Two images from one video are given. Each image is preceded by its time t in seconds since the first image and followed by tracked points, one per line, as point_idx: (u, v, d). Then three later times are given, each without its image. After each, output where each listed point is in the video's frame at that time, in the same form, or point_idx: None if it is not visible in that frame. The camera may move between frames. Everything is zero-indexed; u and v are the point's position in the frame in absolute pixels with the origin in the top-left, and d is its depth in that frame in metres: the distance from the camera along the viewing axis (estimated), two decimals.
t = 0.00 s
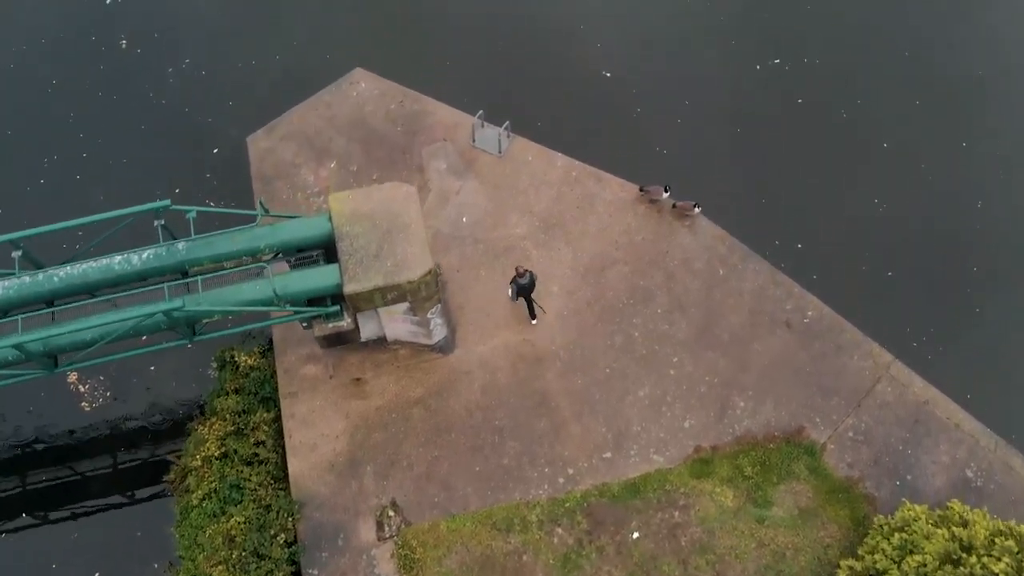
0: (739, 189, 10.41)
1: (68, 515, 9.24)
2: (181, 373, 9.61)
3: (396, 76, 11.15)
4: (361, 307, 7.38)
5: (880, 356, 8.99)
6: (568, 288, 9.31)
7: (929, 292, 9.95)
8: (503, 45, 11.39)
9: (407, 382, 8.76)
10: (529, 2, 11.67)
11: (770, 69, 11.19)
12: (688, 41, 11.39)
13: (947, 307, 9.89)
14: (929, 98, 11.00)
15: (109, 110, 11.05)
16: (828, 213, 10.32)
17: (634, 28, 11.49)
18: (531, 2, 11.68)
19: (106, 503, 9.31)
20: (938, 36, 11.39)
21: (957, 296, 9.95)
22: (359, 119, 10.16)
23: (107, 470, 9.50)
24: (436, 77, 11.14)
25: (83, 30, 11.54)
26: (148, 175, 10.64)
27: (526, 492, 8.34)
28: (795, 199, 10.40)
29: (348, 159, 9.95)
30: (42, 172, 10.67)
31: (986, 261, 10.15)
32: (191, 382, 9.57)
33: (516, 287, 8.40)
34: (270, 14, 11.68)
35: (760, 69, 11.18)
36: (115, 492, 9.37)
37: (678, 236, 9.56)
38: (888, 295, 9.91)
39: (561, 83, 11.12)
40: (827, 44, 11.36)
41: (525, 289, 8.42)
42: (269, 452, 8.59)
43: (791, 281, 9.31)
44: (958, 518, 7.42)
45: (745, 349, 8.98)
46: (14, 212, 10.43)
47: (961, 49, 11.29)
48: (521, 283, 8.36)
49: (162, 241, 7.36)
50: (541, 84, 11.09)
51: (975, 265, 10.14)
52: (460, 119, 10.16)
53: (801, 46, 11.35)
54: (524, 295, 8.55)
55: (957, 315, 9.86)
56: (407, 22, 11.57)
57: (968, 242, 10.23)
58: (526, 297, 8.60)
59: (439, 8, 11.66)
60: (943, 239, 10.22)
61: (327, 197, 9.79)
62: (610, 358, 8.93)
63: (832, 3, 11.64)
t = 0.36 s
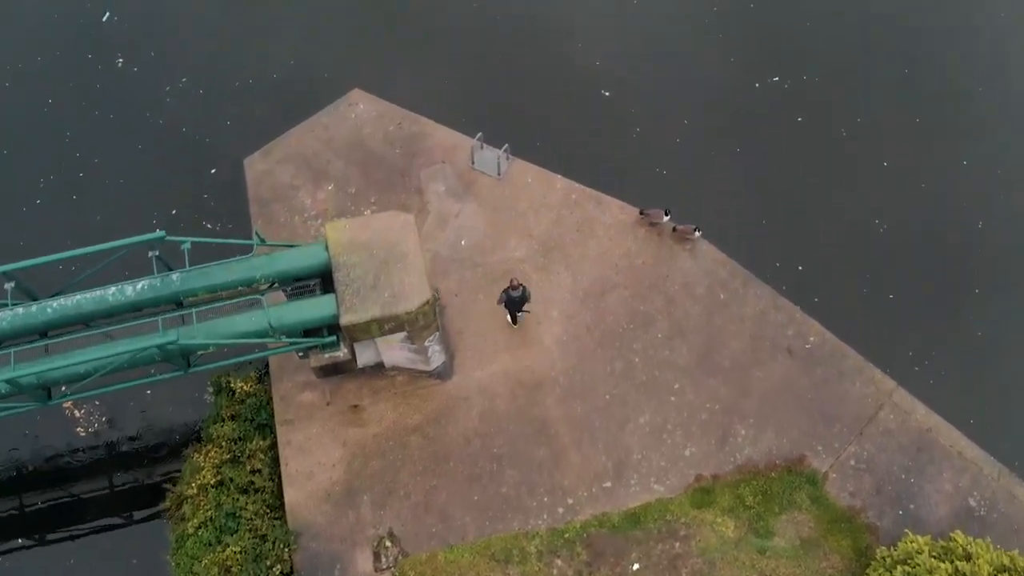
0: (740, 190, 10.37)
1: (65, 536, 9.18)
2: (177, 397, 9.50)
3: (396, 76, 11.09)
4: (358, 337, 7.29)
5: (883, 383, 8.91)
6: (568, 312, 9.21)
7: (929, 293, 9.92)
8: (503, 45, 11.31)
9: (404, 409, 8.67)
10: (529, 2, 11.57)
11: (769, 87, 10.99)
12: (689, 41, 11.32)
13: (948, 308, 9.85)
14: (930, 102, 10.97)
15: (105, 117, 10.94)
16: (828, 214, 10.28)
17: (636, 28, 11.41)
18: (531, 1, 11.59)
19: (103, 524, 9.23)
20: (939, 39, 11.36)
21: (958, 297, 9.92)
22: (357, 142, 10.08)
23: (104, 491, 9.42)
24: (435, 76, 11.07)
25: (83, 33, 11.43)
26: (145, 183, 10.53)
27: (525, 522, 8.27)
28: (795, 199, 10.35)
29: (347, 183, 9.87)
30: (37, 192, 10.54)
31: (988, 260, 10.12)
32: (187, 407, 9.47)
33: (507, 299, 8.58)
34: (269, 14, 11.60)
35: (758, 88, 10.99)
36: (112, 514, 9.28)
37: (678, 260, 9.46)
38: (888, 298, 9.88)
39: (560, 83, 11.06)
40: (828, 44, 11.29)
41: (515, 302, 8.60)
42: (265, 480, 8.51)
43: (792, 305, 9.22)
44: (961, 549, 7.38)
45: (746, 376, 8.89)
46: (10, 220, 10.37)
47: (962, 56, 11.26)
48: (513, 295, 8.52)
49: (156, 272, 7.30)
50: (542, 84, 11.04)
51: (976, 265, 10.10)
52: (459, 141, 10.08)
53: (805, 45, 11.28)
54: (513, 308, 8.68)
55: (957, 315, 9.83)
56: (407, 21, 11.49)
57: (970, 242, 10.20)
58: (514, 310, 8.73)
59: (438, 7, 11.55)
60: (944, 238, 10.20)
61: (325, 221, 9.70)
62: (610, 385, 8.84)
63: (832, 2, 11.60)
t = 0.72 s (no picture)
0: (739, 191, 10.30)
1: (60, 563, 9.02)
2: (172, 430, 9.40)
3: (396, 77, 11.07)
4: (352, 375, 7.18)
5: (887, 417, 8.82)
6: (566, 343, 9.09)
7: (928, 294, 9.77)
8: (504, 46, 11.26)
9: (401, 443, 8.55)
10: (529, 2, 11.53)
11: (768, 110, 10.79)
12: (689, 41, 11.25)
13: (946, 310, 9.71)
14: (930, 104, 10.83)
15: (106, 123, 10.89)
16: (828, 214, 10.17)
17: (635, 27, 11.35)
18: (531, 1, 11.54)
19: (99, 552, 9.04)
20: (939, 38, 11.25)
21: (958, 298, 9.77)
22: (354, 169, 9.97)
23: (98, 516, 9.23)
24: (435, 77, 11.04)
25: (80, 42, 11.29)
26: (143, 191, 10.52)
27: (522, 560, 8.15)
28: (794, 199, 10.24)
29: (343, 211, 9.75)
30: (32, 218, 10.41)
31: (988, 263, 9.98)
32: (182, 439, 9.36)
33: (502, 315, 8.51)
34: (269, 14, 11.54)
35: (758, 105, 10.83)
36: (107, 541, 9.09)
37: (678, 289, 9.35)
38: (888, 301, 9.74)
39: (560, 84, 11.02)
40: (828, 44, 11.20)
41: (510, 317, 8.52)
42: (259, 515, 8.40)
43: (793, 337, 9.14)
44: None
45: (747, 409, 8.78)
46: (11, 220, 10.38)
47: (963, 56, 11.13)
48: (507, 310, 8.44)
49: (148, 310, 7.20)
50: (542, 84, 11.00)
51: (976, 266, 9.96)
52: (456, 168, 9.99)
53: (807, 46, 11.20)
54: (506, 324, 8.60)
55: (958, 315, 9.69)
56: (406, 21, 11.41)
57: (968, 243, 10.06)
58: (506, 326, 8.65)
59: (438, 6, 11.47)
60: (943, 238, 10.06)
61: (321, 250, 9.60)
62: (609, 419, 8.72)
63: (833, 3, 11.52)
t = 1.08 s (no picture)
0: (738, 188, 10.20)
1: None
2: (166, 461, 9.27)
3: (395, 76, 10.96)
4: (345, 414, 7.06)
5: (889, 449, 8.72)
6: (565, 373, 8.97)
7: (928, 293, 9.65)
8: (503, 45, 11.17)
9: (396, 477, 8.44)
10: (529, 2, 11.47)
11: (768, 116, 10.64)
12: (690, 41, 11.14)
13: (945, 309, 9.57)
14: (931, 108, 10.69)
15: (98, 130, 10.70)
16: (828, 213, 10.04)
17: (635, 26, 11.27)
18: (531, 2, 11.46)
19: None
20: (938, 38, 11.18)
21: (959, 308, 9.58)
22: (351, 196, 9.87)
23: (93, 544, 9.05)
24: (435, 76, 10.93)
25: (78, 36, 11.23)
26: (138, 195, 10.37)
27: None
28: (795, 199, 10.13)
29: (338, 238, 9.64)
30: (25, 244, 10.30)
31: (983, 270, 9.79)
32: (175, 470, 9.24)
33: (494, 334, 8.45)
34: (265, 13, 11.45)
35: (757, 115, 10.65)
36: (102, 569, 8.93)
37: (678, 318, 9.24)
38: (885, 301, 9.61)
39: (560, 83, 10.92)
40: (828, 44, 11.14)
41: (503, 335, 8.47)
42: (253, 551, 8.24)
43: (794, 368, 9.03)
44: None
45: (748, 442, 8.67)
46: (10, 220, 10.22)
47: (962, 58, 11.03)
48: (499, 329, 8.40)
49: (139, 348, 7.09)
50: (541, 83, 10.91)
51: (976, 281, 9.74)
52: (453, 195, 9.90)
53: (809, 47, 11.12)
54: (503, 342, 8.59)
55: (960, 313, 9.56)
56: (404, 22, 11.30)
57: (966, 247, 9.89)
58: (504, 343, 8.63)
59: (438, 7, 11.38)
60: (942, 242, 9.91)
61: (316, 278, 9.49)
62: (607, 452, 8.60)
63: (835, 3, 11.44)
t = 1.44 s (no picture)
0: (738, 189, 10.14)
1: None
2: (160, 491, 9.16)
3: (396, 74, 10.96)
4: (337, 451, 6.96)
5: (890, 480, 8.60)
6: (564, 401, 8.86)
7: (928, 292, 9.57)
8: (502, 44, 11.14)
9: (391, 509, 8.34)
10: None
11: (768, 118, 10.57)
12: (690, 38, 11.11)
13: (945, 307, 9.49)
14: (932, 100, 10.64)
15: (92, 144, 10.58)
16: (829, 212, 9.99)
17: (633, 30, 11.19)
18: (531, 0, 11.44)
19: None
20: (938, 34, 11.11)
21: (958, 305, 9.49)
22: (346, 220, 9.79)
23: (86, 567, 8.88)
24: (435, 75, 10.93)
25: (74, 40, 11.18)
26: (133, 205, 10.21)
27: None
28: (795, 199, 10.07)
29: (333, 263, 9.55)
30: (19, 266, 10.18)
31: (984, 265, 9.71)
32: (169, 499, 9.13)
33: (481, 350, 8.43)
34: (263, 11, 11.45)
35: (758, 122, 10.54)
36: None
37: (678, 345, 9.14)
38: (885, 301, 9.52)
39: (560, 81, 10.89)
40: (827, 43, 11.09)
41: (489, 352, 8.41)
42: None
43: (794, 397, 8.93)
44: None
45: (748, 471, 8.56)
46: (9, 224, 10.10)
47: (962, 56, 10.94)
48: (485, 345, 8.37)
49: (129, 384, 7.01)
50: (541, 81, 10.88)
51: (977, 305, 9.51)
52: (450, 219, 9.79)
53: (809, 46, 11.06)
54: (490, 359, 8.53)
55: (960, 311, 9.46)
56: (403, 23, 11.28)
57: (970, 240, 9.83)
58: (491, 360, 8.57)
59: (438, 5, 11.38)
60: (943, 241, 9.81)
61: (311, 304, 9.37)
62: (605, 483, 8.49)
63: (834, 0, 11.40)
